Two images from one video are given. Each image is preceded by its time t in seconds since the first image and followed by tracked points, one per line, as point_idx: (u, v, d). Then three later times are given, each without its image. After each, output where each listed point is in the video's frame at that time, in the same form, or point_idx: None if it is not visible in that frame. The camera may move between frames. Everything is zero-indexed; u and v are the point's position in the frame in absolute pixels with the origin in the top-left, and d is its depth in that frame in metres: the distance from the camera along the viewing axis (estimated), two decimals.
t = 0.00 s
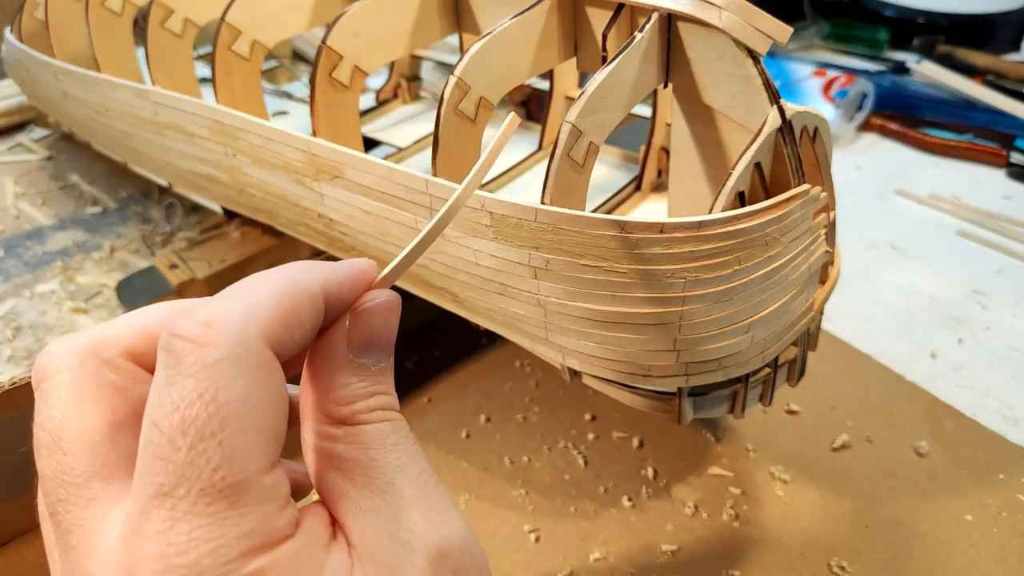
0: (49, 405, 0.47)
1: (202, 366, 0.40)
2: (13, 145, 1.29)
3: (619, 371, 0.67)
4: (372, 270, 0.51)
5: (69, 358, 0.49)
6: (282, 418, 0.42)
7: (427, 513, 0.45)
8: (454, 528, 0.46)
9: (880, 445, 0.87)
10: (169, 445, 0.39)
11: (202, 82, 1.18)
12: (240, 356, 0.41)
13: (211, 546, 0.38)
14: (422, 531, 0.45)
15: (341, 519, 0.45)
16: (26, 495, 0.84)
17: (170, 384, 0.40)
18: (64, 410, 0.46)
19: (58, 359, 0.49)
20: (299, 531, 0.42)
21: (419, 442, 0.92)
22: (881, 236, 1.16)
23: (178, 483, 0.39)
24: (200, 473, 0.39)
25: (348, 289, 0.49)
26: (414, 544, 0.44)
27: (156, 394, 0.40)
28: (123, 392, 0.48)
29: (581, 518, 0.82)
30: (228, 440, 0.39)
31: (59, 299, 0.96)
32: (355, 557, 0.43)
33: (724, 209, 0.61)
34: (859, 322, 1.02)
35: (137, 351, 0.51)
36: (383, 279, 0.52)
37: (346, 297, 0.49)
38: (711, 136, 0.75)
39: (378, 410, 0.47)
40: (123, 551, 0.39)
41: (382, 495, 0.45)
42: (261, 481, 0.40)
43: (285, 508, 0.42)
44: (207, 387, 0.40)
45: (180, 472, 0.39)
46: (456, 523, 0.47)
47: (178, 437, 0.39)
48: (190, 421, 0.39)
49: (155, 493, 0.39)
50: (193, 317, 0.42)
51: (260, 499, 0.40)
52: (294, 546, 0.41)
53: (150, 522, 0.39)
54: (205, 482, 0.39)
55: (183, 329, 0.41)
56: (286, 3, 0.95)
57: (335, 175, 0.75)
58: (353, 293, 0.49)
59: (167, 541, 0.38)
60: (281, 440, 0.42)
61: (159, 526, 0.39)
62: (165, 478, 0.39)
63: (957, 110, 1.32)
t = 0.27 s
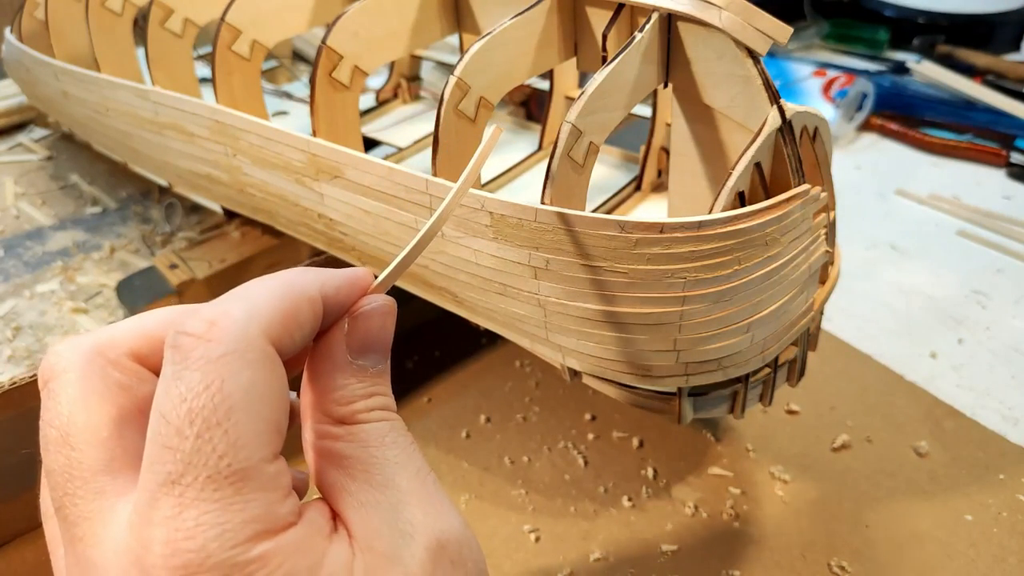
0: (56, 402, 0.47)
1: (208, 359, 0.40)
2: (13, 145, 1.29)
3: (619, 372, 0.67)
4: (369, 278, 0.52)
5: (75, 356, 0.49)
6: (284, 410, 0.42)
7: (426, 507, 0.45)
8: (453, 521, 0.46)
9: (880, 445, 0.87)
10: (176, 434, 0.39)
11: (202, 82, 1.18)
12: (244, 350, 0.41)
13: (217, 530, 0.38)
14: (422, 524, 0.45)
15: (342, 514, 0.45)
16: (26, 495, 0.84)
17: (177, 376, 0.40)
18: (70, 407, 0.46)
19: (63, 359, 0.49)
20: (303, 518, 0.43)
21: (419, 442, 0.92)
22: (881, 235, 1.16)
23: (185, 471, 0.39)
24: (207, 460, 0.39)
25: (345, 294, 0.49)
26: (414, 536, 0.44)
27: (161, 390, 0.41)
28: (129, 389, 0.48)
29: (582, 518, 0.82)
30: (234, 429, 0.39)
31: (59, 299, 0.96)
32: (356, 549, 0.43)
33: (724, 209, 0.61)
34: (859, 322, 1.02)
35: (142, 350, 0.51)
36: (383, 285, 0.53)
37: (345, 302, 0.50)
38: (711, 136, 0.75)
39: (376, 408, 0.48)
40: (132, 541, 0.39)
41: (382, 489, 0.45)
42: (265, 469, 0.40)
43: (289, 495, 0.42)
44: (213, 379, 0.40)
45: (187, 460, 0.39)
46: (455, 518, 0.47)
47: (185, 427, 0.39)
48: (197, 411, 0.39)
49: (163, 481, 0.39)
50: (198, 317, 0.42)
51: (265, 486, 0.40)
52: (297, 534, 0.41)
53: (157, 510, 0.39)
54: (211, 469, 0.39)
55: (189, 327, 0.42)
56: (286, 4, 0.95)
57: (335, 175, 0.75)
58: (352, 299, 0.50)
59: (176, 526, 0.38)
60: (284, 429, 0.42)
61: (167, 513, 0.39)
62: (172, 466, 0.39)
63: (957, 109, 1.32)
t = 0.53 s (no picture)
0: (59, 390, 0.47)
1: (207, 346, 0.41)
2: (13, 145, 1.29)
3: (619, 371, 0.67)
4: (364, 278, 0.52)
5: (79, 347, 0.49)
6: (282, 397, 0.42)
7: (422, 498, 0.45)
8: (449, 513, 0.46)
9: (880, 444, 0.87)
10: (175, 418, 0.39)
11: (202, 82, 1.18)
12: (243, 337, 0.42)
13: (216, 510, 0.38)
14: (418, 514, 0.45)
15: (338, 503, 0.45)
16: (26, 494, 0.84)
17: (175, 364, 0.40)
18: (73, 395, 0.46)
19: (67, 350, 0.49)
20: (301, 501, 0.43)
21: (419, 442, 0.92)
22: (881, 235, 1.16)
23: (185, 453, 0.39)
24: (206, 443, 0.39)
25: (341, 290, 0.50)
26: (409, 525, 0.44)
27: (162, 379, 0.41)
28: (131, 378, 0.48)
29: (582, 518, 0.82)
30: (232, 412, 0.39)
31: (59, 299, 0.96)
32: (352, 535, 0.43)
33: (724, 209, 0.61)
34: (859, 322, 1.02)
35: (146, 341, 0.51)
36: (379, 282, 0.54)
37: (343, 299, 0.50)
38: (711, 137, 0.75)
39: (373, 402, 0.48)
40: (132, 524, 0.39)
41: (378, 479, 0.45)
42: (263, 453, 0.40)
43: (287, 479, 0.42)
44: (212, 365, 0.40)
45: (186, 443, 0.39)
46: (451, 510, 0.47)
47: (184, 411, 0.39)
48: (196, 395, 0.39)
49: (162, 464, 0.39)
50: (198, 309, 0.43)
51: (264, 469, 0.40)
52: (296, 517, 0.41)
53: (157, 492, 0.39)
54: (210, 451, 0.39)
55: (190, 318, 0.42)
56: (286, 4, 0.95)
57: (335, 175, 0.75)
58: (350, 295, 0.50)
59: (175, 507, 0.38)
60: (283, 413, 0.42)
61: (167, 494, 0.39)
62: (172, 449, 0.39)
63: (957, 109, 1.32)
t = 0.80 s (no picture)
0: (67, 387, 0.47)
1: (209, 343, 0.41)
2: (13, 145, 1.29)
3: (619, 371, 0.67)
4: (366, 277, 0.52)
5: (87, 343, 0.49)
6: (285, 392, 0.42)
7: (426, 495, 0.45)
8: (452, 509, 0.46)
9: (880, 444, 0.87)
10: (180, 414, 0.39)
11: (202, 82, 1.18)
12: (245, 333, 0.41)
13: (220, 504, 0.38)
14: (422, 510, 0.45)
15: (343, 501, 0.45)
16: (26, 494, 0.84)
17: (179, 361, 0.40)
18: (80, 391, 0.46)
19: (74, 346, 0.50)
20: (304, 497, 0.43)
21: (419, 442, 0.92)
22: (881, 236, 1.16)
23: (189, 448, 0.39)
24: (209, 438, 0.39)
25: (345, 289, 0.50)
26: (414, 522, 0.44)
27: (166, 376, 0.41)
28: (138, 374, 0.48)
29: (582, 518, 0.82)
30: (236, 408, 0.39)
31: (59, 299, 0.96)
32: (356, 532, 0.43)
33: (724, 209, 0.61)
34: (859, 322, 1.02)
35: (153, 338, 0.51)
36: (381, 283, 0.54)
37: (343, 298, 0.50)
38: (711, 137, 0.75)
39: (379, 401, 0.48)
40: (138, 518, 0.39)
41: (382, 475, 0.45)
42: (267, 447, 0.40)
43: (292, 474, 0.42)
44: (215, 361, 0.40)
45: (190, 437, 0.39)
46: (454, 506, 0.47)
47: (188, 407, 0.39)
48: (199, 391, 0.40)
49: (168, 459, 0.39)
50: (201, 306, 0.43)
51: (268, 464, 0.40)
52: (299, 512, 0.41)
53: (162, 487, 0.39)
54: (214, 445, 0.39)
55: (192, 315, 0.42)
56: (286, 4, 0.95)
57: (335, 175, 0.75)
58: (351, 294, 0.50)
59: (180, 502, 0.38)
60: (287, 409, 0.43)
61: (172, 489, 0.39)
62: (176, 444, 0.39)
63: (957, 109, 1.32)
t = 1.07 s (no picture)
0: (61, 391, 0.47)
1: (201, 343, 0.41)
2: (13, 145, 1.29)
3: (620, 371, 0.67)
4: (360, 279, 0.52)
5: (80, 347, 0.49)
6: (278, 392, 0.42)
7: (422, 496, 0.45)
8: (447, 513, 0.46)
9: (880, 444, 0.87)
10: (172, 417, 0.40)
11: (202, 82, 1.18)
12: (237, 334, 0.42)
13: (213, 508, 0.38)
14: (418, 512, 0.45)
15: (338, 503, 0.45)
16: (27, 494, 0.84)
17: (171, 364, 0.41)
18: (74, 394, 0.47)
19: (67, 351, 0.50)
20: (299, 500, 0.43)
21: (419, 442, 0.92)
22: (882, 236, 1.16)
23: (181, 451, 0.39)
24: (201, 441, 0.39)
25: (339, 291, 0.50)
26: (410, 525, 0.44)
27: (158, 379, 0.41)
28: (131, 378, 0.48)
29: (582, 518, 0.82)
30: (227, 410, 0.40)
31: (59, 299, 0.96)
32: (352, 534, 0.43)
33: (724, 209, 0.61)
34: (859, 322, 1.02)
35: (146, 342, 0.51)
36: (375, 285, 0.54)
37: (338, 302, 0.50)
38: (711, 137, 0.75)
39: (374, 403, 0.47)
40: (132, 523, 0.39)
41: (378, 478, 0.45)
42: (261, 449, 0.40)
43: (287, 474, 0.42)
44: (206, 363, 0.40)
45: (182, 441, 0.39)
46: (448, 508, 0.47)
47: (179, 409, 0.40)
48: (190, 394, 0.40)
49: (161, 462, 0.39)
50: (195, 308, 0.43)
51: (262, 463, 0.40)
52: (293, 514, 0.41)
53: (155, 491, 0.39)
54: (206, 448, 0.39)
55: (185, 317, 0.42)
56: (286, 4, 0.94)
57: (335, 175, 0.75)
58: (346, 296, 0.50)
59: (172, 505, 0.38)
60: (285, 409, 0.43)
61: (165, 493, 0.39)
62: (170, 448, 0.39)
63: (957, 109, 1.32)
